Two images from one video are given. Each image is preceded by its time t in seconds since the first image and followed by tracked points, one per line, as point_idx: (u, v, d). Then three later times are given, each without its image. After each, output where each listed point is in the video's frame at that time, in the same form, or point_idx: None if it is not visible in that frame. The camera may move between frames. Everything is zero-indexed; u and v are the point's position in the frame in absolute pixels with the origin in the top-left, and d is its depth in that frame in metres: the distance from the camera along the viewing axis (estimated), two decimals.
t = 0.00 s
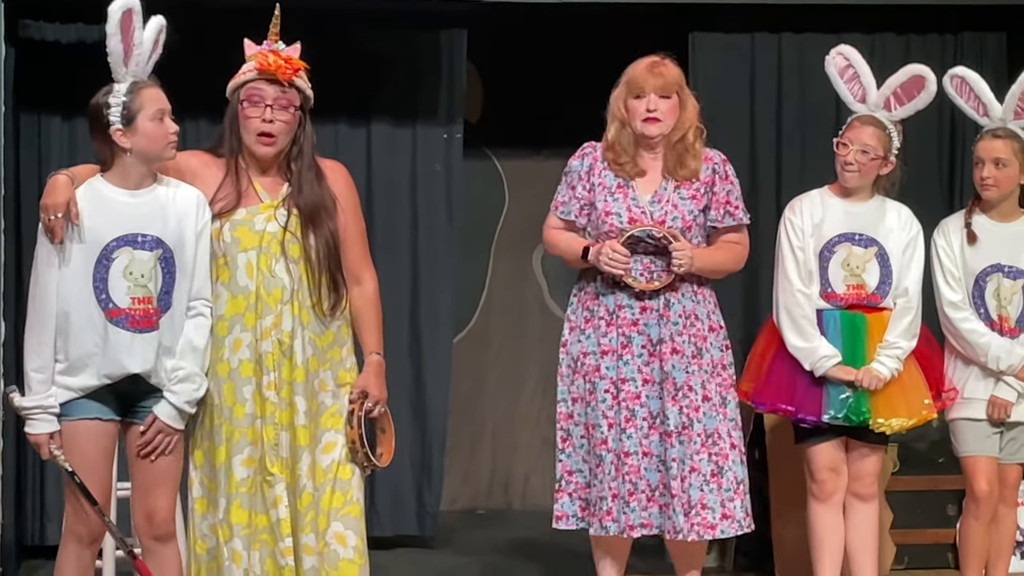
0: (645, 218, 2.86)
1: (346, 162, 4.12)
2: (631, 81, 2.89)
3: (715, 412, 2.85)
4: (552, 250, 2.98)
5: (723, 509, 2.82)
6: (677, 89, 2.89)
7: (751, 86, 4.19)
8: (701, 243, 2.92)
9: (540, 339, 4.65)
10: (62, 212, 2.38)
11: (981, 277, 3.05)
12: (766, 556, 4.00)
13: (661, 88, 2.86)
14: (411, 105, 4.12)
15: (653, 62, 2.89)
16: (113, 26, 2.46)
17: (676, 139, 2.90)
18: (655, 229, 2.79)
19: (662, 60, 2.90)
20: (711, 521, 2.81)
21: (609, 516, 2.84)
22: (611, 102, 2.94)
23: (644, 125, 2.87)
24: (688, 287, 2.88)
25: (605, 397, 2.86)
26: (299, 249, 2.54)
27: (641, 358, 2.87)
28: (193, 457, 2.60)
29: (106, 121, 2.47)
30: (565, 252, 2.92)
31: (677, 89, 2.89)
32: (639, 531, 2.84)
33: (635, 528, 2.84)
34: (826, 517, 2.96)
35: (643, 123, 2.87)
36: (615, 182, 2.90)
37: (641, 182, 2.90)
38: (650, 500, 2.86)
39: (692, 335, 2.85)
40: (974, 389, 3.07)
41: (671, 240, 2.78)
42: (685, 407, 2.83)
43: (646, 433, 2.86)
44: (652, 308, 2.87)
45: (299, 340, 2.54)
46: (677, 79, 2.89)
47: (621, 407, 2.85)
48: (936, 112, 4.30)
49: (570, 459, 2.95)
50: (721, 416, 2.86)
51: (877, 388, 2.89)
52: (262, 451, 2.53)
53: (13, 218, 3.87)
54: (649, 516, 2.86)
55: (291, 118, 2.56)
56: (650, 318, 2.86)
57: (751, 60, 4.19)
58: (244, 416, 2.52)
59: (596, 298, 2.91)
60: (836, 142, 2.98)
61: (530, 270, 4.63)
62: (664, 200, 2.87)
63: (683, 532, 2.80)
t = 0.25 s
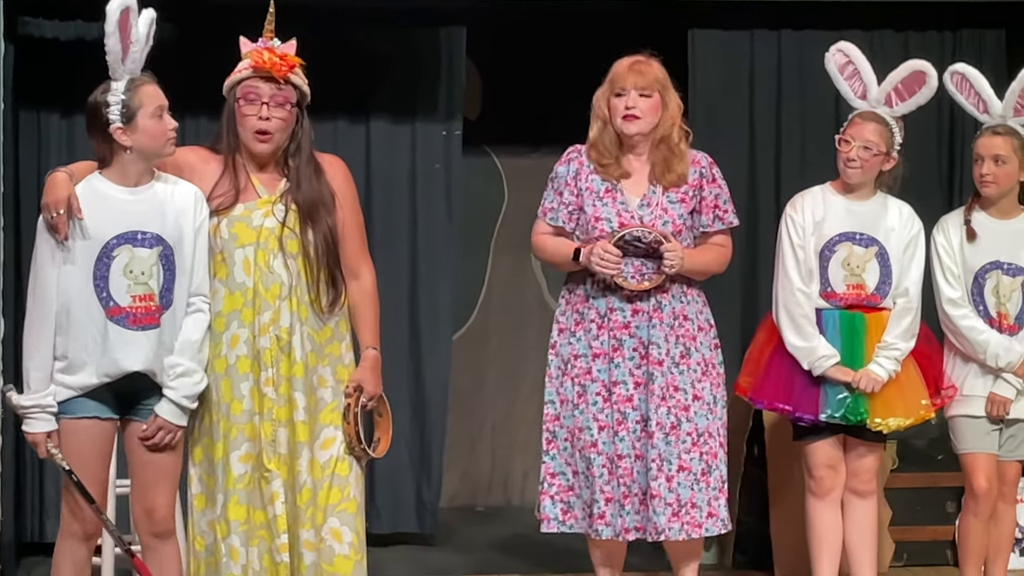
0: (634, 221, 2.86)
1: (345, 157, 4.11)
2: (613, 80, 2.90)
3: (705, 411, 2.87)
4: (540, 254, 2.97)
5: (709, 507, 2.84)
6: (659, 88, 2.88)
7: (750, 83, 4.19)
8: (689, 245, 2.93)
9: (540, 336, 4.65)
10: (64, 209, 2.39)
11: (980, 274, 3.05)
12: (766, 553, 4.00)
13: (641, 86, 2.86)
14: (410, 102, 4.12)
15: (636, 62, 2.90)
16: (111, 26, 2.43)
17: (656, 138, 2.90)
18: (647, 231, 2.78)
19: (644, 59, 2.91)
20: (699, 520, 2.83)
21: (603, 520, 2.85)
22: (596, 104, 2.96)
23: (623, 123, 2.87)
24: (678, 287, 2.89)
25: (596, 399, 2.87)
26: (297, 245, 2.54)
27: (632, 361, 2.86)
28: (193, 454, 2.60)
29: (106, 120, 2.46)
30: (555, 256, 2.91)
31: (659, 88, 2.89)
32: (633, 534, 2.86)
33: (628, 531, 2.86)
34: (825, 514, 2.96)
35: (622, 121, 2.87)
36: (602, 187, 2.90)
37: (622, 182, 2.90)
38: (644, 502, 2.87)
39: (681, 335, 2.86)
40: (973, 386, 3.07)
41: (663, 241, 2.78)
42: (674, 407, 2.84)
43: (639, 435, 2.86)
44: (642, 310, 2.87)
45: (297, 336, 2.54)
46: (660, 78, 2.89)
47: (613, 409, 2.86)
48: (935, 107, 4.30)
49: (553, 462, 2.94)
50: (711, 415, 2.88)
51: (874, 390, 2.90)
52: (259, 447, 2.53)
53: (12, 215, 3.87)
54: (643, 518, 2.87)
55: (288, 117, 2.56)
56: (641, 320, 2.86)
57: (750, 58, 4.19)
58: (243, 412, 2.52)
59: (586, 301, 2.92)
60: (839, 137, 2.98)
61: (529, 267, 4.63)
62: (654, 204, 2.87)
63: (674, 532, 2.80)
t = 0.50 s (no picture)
0: (636, 220, 2.88)
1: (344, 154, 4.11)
2: (617, 77, 2.91)
3: (700, 413, 2.88)
4: (544, 251, 2.99)
5: (702, 508, 2.86)
6: (661, 87, 2.88)
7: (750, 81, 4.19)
8: (692, 247, 2.94)
9: (540, 334, 4.65)
10: (68, 205, 2.39)
11: (979, 273, 3.05)
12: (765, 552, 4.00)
13: (642, 85, 2.86)
14: (409, 100, 4.12)
15: (640, 60, 2.90)
16: (115, 24, 2.43)
17: (657, 137, 2.90)
18: (646, 232, 2.80)
19: (650, 58, 2.90)
20: (695, 520, 2.84)
21: (590, 516, 2.87)
22: (602, 100, 2.97)
23: (623, 121, 2.88)
24: (678, 288, 2.90)
25: (588, 395, 2.89)
26: (297, 243, 2.54)
27: (627, 359, 2.88)
28: (190, 452, 2.60)
29: (107, 117, 2.46)
30: (556, 252, 2.94)
31: (662, 87, 2.88)
32: (620, 532, 2.85)
33: (615, 528, 2.85)
34: (825, 512, 2.96)
35: (622, 119, 2.88)
36: (606, 184, 2.92)
37: (624, 180, 2.92)
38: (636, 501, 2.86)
39: (679, 335, 2.87)
40: (972, 384, 3.07)
41: (661, 242, 2.79)
42: (672, 408, 2.85)
43: (631, 434, 2.87)
44: (640, 308, 2.88)
45: (297, 335, 2.53)
46: (661, 76, 2.88)
47: (605, 406, 2.87)
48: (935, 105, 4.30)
49: (539, 456, 2.95)
50: (705, 416, 2.89)
51: (875, 387, 2.90)
52: (259, 446, 2.53)
53: (12, 212, 3.87)
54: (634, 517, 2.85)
55: (286, 113, 2.56)
56: (639, 319, 2.88)
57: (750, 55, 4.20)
58: (242, 411, 2.52)
59: (586, 298, 2.94)
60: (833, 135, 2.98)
61: (529, 265, 4.63)
62: (657, 203, 2.88)
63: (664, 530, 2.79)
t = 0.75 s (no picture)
0: (650, 222, 2.89)
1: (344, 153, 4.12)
2: (633, 80, 2.93)
3: (705, 413, 2.90)
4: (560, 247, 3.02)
5: (699, 506, 2.87)
6: (677, 88, 2.89)
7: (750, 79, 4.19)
8: (705, 249, 2.97)
9: (540, 332, 4.65)
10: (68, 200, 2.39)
11: (979, 271, 3.05)
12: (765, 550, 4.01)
13: (657, 87, 2.88)
14: (409, 98, 4.12)
15: (656, 61, 2.91)
16: (119, 22, 2.43)
17: (677, 138, 2.91)
18: (657, 235, 2.81)
19: (666, 59, 2.91)
20: (687, 519, 2.86)
21: (584, 513, 2.91)
22: (620, 100, 2.99)
23: (639, 123, 2.90)
24: (690, 290, 2.91)
25: (595, 393, 2.91)
26: (298, 241, 2.54)
27: (635, 359, 2.89)
28: (190, 451, 2.59)
29: (108, 116, 2.46)
30: (571, 249, 2.96)
31: (678, 88, 2.89)
32: (613, 530, 2.89)
33: (608, 526, 2.89)
34: (824, 510, 2.97)
35: (638, 121, 2.90)
36: (623, 184, 2.94)
37: (642, 180, 2.93)
38: (627, 500, 2.90)
39: (689, 336, 2.89)
40: (972, 382, 3.07)
41: (672, 247, 2.81)
42: (677, 408, 2.88)
43: (632, 433, 2.89)
44: (651, 309, 2.90)
45: (297, 333, 2.53)
46: (677, 78, 2.89)
47: (610, 405, 2.90)
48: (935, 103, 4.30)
49: (541, 450, 2.96)
50: (712, 417, 2.91)
51: (874, 384, 2.90)
52: (260, 444, 2.53)
53: (11, 211, 3.87)
54: (625, 516, 2.90)
55: (287, 111, 2.56)
56: (649, 319, 2.89)
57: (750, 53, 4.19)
58: (242, 409, 2.53)
59: (599, 297, 2.96)
60: (830, 134, 2.99)
61: (529, 263, 4.62)
62: (673, 207, 2.90)
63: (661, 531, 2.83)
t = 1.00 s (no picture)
0: (661, 221, 2.89)
1: (344, 151, 4.11)
2: (641, 79, 2.94)
3: (717, 410, 2.92)
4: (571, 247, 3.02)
5: (712, 503, 2.91)
6: (685, 87, 2.89)
7: (750, 78, 4.19)
8: (717, 247, 2.97)
9: (539, 331, 4.65)
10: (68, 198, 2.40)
11: (979, 270, 3.05)
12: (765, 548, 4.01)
13: (665, 86, 2.88)
14: (409, 96, 4.12)
15: (664, 61, 2.92)
16: (121, 20, 2.43)
17: (685, 137, 2.91)
18: (670, 233, 2.82)
19: (674, 58, 2.92)
20: (700, 514, 2.91)
21: (594, 511, 2.88)
22: (628, 101, 2.99)
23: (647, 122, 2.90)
24: (701, 287, 2.92)
25: (605, 391, 2.91)
26: (297, 240, 2.53)
27: (648, 357, 2.89)
28: (190, 450, 2.58)
29: (108, 113, 2.46)
30: (583, 250, 2.96)
31: (686, 87, 2.90)
32: (630, 528, 2.88)
33: (625, 524, 2.88)
34: (822, 508, 2.97)
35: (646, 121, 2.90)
36: (633, 183, 2.93)
37: (651, 179, 2.93)
38: (646, 498, 2.89)
39: (701, 334, 2.91)
40: (971, 381, 3.08)
41: (685, 244, 2.81)
42: (690, 405, 2.90)
43: (647, 431, 2.89)
44: (662, 307, 2.90)
45: (296, 331, 2.53)
46: (684, 77, 2.89)
47: (622, 403, 2.89)
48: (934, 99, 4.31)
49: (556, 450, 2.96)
50: (723, 414, 2.93)
51: (871, 387, 2.90)
52: (258, 443, 2.53)
53: (10, 209, 3.86)
54: (643, 514, 2.89)
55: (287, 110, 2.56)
56: (661, 317, 2.90)
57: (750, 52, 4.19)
58: (241, 407, 2.52)
59: (609, 295, 2.96)
60: (832, 131, 2.98)
61: (528, 262, 4.62)
62: (683, 205, 2.90)
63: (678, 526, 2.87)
